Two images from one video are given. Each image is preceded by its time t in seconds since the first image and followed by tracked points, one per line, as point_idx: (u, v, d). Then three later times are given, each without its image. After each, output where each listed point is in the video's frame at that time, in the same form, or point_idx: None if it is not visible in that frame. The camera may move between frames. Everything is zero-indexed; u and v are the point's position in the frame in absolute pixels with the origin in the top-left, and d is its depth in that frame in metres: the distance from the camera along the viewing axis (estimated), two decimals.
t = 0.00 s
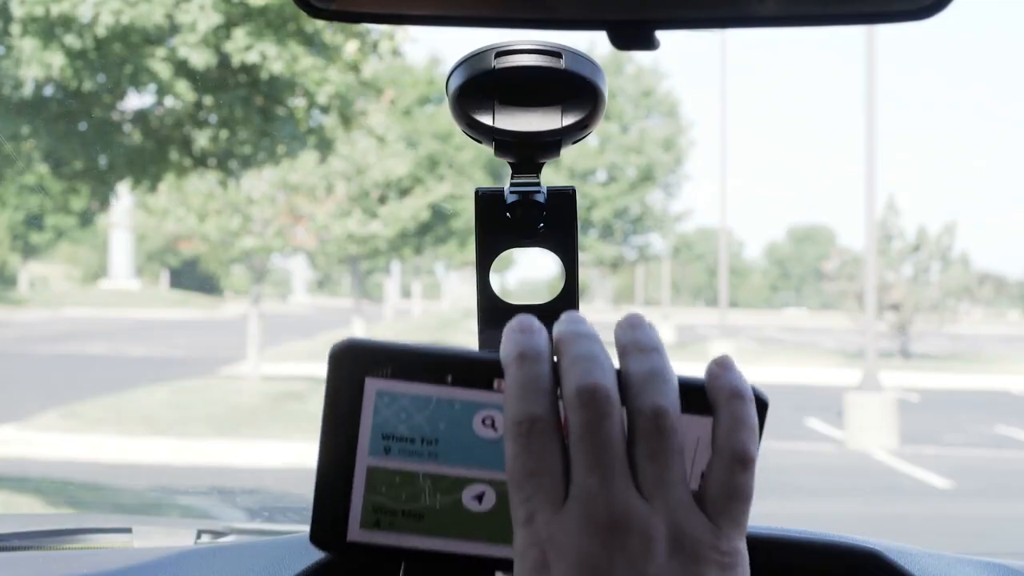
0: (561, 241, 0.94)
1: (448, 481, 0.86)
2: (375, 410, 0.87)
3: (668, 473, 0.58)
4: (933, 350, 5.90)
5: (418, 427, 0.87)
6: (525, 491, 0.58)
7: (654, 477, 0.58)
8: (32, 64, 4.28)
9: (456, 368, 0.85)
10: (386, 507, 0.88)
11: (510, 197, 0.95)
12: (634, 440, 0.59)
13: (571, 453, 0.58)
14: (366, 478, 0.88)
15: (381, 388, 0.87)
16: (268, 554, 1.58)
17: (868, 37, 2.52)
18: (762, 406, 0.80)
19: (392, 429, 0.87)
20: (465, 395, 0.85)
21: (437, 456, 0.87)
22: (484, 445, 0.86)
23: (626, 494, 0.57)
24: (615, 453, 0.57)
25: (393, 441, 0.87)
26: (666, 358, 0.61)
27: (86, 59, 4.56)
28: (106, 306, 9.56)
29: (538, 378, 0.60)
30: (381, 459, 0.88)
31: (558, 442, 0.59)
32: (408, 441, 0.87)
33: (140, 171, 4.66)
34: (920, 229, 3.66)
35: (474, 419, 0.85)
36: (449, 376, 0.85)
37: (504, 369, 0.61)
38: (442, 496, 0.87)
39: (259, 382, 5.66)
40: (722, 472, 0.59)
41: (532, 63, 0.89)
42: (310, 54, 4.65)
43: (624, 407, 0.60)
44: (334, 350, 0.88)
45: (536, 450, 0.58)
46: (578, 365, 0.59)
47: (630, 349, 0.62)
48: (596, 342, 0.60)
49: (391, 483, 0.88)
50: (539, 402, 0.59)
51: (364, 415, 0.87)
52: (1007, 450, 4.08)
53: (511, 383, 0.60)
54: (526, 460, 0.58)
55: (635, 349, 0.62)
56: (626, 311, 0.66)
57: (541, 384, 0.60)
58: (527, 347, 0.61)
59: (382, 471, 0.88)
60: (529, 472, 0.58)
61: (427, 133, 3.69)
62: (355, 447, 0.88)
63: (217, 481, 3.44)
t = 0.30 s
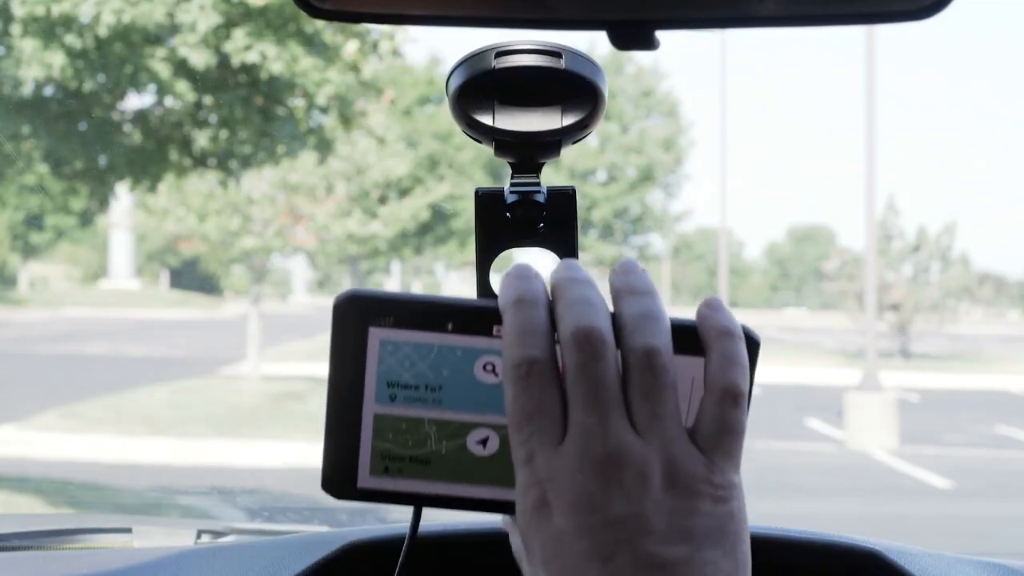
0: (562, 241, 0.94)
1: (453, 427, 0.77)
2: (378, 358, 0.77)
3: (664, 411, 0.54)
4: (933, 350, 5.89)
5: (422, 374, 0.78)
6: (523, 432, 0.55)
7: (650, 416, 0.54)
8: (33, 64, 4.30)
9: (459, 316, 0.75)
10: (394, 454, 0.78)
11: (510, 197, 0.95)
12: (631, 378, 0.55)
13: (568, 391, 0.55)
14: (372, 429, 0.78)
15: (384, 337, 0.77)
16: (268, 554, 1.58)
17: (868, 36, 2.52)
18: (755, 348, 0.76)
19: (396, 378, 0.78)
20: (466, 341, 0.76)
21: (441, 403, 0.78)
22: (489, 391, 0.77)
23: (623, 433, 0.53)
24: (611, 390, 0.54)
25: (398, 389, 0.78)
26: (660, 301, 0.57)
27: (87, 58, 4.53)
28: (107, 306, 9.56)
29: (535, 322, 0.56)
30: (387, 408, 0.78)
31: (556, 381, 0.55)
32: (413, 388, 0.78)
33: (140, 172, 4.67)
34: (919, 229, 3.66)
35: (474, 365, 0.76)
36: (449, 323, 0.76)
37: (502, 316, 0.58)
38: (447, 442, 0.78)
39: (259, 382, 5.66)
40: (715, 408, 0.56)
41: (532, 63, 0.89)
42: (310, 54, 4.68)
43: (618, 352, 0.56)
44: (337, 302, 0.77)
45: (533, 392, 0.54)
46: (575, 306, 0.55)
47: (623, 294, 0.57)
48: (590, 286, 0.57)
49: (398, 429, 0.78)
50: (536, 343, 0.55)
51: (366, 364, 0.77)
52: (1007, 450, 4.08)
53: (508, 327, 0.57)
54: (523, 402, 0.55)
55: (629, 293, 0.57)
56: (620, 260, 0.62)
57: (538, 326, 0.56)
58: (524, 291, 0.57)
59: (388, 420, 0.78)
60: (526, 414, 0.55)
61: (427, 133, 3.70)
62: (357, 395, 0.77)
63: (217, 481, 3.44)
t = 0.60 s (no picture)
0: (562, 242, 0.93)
1: (456, 384, 0.82)
2: (381, 318, 0.81)
3: (656, 366, 0.62)
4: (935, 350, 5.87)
5: (424, 333, 0.81)
6: (522, 388, 0.62)
7: (643, 373, 0.62)
8: (33, 65, 4.27)
9: (459, 277, 0.79)
10: (398, 413, 0.83)
11: (510, 197, 0.94)
12: (625, 334, 0.62)
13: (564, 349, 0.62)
14: (376, 386, 0.82)
15: (386, 297, 0.80)
16: (268, 555, 1.58)
17: (868, 36, 2.52)
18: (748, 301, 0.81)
19: (400, 338, 0.81)
20: (467, 301, 0.79)
21: (444, 361, 0.82)
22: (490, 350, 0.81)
23: (619, 390, 0.61)
24: (605, 346, 0.61)
25: (401, 349, 0.81)
26: (652, 259, 0.63)
27: (87, 58, 4.56)
28: (107, 306, 9.56)
29: (531, 281, 0.62)
30: (391, 367, 0.82)
31: (551, 339, 0.62)
32: (416, 347, 0.81)
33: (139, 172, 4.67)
34: (919, 229, 3.66)
35: (475, 325, 0.80)
36: (450, 284, 0.79)
37: (500, 275, 0.64)
38: (451, 400, 0.83)
39: (259, 382, 5.66)
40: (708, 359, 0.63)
41: (533, 63, 0.89)
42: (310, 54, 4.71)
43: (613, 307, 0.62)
44: (341, 262, 0.80)
45: (533, 350, 0.62)
46: (571, 266, 0.61)
47: (618, 253, 0.64)
48: (585, 245, 0.63)
49: (402, 388, 0.82)
50: (533, 303, 0.61)
51: (370, 323, 0.81)
52: (1007, 450, 4.07)
53: (506, 286, 0.63)
54: (523, 359, 0.62)
55: (623, 253, 0.63)
56: (616, 220, 0.68)
57: (534, 286, 0.62)
58: (521, 252, 0.63)
59: (392, 379, 0.82)
60: (527, 371, 0.62)
61: (427, 133, 3.70)
62: (363, 355, 0.82)
63: (217, 481, 3.44)
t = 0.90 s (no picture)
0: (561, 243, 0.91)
1: (450, 355, 0.91)
2: (377, 290, 0.91)
3: (642, 337, 0.69)
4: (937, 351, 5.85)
5: (418, 306, 0.92)
6: (516, 358, 0.70)
7: (630, 345, 0.69)
8: (33, 65, 4.31)
9: (450, 251, 0.88)
10: (393, 384, 0.92)
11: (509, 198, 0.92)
12: (614, 306, 0.69)
13: (555, 322, 0.69)
14: (373, 357, 0.92)
15: (382, 271, 0.90)
16: (267, 555, 1.58)
17: (867, 36, 2.52)
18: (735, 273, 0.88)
19: (394, 309, 0.91)
20: (458, 274, 0.89)
21: (436, 333, 0.92)
22: (480, 320, 0.90)
23: (607, 361, 0.68)
24: (595, 316, 0.68)
25: (395, 321, 0.92)
26: (640, 231, 0.71)
27: (87, 57, 4.60)
28: (107, 307, 9.56)
29: (521, 252, 0.70)
30: (386, 338, 0.92)
31: (543, 312, 0.69)
32: (410, 319, 0.92)
33: (140, 173, 4.52)
34: (920, 229, 3.65)
35: (467, 297, 0.90)
36: (442, 257, 0.89)
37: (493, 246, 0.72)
38: (445, 371, 0.92)
39: (258, 382, 5.66)
40: (697, 331, 0.70)
41: (533, 63, 0.89)
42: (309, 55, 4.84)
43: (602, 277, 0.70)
44: (337, 238, 0.90)
45: (526, 322, 0.69)
46: (562, 238, 0.69)
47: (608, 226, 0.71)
48: (576, 219, 0.70)
49: (397, 358, 0.92)
50: (525, 274, 0.69)
51: (366, 295, 0.91)
52: (1008, 449, 4.07)
53: (498, 256, 0.71)
54: (516, 329, 0.69)
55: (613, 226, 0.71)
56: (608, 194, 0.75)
57: (524, 256, 0.70)
58: (514, 227, 0.71)
59: (388, 349, 0.92)
60: (521, 343, 0.69)
61: (428, 133, 3.71)
62: (361, 327, 0.92)
63: (217, 481, 3.44)
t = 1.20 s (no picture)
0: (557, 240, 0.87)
1: (444, 338, 0.92)
2: (370, 274, 0.91)
3: (630, 322, 0.71)
4: (937, 351, 5.85)
5: (412, 291, 0.92)
6: (507, 343, 0.72)
7: (619, 330, 0.71)
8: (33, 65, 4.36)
9: (443, 235, 0.90)
10: (389, 366, 0.93)
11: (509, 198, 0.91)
12: (603, 290, 0.71)
13: (545, 307, 0.71)
14: (367, 341, 0.92)
15: (374, 255, 0.91)
16: (267, 555, 1.58)
17: (867, 36, 2.52)
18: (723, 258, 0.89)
19: (387, 293, 0.92)
20: (451, 258, 0.90)
21: (430, 317, 0.93)
22: (473, 303, 0.91)
23: (597, 345, 0.70)
24: (584, 301, 0.70)
25: (390, 305, 0.92)
26: (629, 216, 0.73)
27: (87, 57, 4.61)
28: (107, 307, 9.55)
29: (512, 236, 0.71)
30: (380, 322, 0.92)
31: (533, 298, 0.71)
32: (404, 303, 0.92)
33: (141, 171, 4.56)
34: (920, 229, 3.65)
35: (461, 280, 0.91)
36: (435, 242, 0.90)
37: (484, 230, 0.74)
38: (439, 353, 0.93)
39: (259, 382, 5.66)
40: (685, 315, 0.73)
41: (533, 63, 0.89)
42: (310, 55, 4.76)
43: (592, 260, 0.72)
44: (329, 224, 0.90)
45: (517, 307, 0.71)
46: (551, 224, 0.71)
47: (597, 210, 0.73)
48: (565, 204, 0.72)
49: (392, 341, 0.93)
50: (515, 260, 0.71)
51: (359, 280, 0.91)
52: (1008, 449, 4.07)
53: (489, 240, 0.72)
54: (506, 314, 0.71)
55: (603, 210, 0.73)
56: (597, 177, 0.77)
57: (515, 241, 0.71)
58: (504, 213, 0.73)
59: (382, 334, 0.92)
60: (512, 328, 0.71)
61: (428, 133, 3.71)
62: (355, 311, 0.92)
63: (217, 481, 3.44)
